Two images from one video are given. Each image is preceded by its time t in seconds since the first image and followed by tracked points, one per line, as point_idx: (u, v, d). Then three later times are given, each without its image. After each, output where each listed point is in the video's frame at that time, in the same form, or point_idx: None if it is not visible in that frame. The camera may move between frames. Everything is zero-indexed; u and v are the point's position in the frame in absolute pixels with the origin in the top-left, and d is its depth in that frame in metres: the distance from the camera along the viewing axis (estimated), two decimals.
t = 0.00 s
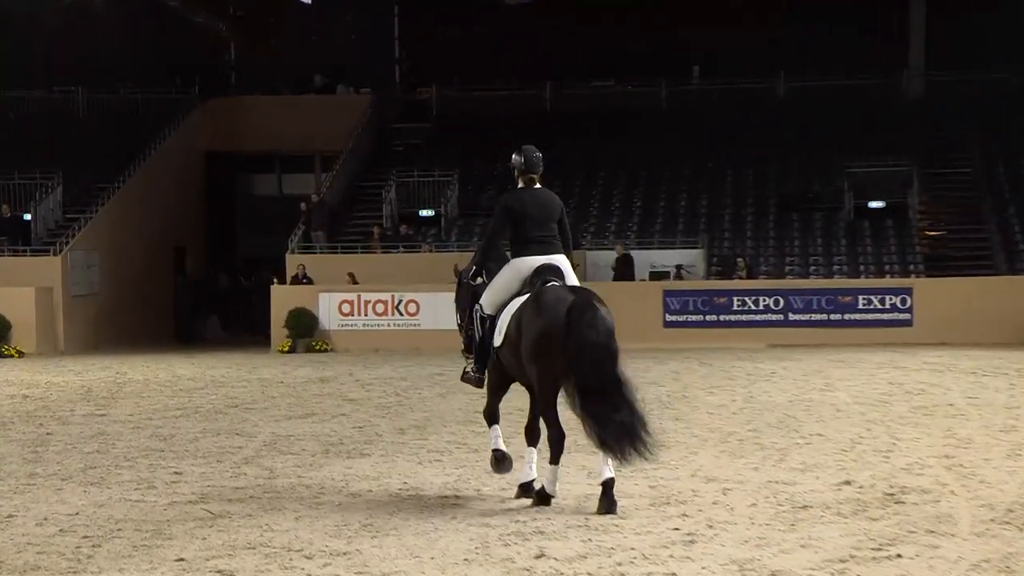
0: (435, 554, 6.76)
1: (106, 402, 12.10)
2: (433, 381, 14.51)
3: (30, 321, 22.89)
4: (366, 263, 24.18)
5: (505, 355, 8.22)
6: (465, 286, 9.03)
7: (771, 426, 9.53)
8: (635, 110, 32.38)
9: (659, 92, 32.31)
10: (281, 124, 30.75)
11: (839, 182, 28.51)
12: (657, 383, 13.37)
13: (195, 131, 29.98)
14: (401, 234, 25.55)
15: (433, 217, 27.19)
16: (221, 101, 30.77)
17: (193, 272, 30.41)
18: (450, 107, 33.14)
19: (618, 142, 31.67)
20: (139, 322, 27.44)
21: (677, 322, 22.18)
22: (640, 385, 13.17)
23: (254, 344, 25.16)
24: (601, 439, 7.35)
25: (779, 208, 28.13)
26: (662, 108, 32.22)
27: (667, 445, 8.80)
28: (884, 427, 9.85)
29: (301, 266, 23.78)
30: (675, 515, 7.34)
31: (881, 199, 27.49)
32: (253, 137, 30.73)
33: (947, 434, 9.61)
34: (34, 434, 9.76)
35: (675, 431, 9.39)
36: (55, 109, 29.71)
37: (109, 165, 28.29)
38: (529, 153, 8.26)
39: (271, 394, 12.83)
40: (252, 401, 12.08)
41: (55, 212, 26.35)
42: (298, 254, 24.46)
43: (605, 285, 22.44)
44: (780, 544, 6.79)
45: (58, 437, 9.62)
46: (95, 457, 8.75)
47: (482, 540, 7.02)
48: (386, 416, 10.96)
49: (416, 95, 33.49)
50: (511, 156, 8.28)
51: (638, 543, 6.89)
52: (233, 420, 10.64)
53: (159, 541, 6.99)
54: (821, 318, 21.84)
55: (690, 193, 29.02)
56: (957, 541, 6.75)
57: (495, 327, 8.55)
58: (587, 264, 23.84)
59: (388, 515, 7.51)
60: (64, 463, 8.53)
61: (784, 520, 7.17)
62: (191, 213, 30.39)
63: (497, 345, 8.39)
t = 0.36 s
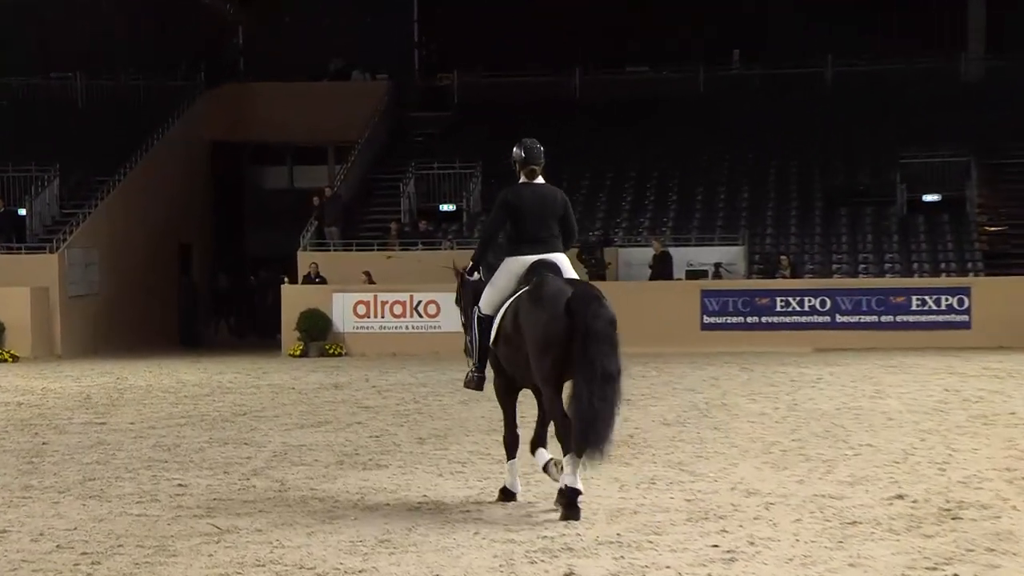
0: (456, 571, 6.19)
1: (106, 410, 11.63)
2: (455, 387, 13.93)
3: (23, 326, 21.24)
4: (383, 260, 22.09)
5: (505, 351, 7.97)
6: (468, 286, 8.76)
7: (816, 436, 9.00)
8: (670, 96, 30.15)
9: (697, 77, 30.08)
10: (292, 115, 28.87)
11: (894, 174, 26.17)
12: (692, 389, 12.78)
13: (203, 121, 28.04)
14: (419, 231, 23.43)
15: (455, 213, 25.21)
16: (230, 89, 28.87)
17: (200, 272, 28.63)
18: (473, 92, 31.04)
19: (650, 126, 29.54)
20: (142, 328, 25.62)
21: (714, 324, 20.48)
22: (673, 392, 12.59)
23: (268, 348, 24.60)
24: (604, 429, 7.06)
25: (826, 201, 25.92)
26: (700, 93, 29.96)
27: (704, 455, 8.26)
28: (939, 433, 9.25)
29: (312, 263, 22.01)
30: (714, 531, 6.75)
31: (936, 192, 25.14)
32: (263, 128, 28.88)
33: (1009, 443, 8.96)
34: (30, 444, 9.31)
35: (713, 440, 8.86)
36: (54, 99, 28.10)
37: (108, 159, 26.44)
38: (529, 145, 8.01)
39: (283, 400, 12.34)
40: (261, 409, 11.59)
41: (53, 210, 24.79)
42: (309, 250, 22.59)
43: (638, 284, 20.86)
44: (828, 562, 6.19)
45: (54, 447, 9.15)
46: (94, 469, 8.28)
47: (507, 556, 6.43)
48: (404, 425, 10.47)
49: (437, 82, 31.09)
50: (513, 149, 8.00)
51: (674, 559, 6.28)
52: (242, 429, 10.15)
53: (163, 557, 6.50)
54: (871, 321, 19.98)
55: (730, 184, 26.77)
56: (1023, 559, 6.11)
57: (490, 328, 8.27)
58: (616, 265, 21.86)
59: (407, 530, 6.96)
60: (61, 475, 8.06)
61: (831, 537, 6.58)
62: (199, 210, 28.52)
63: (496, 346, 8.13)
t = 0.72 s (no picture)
0: None
1: (106, 417, 11.23)
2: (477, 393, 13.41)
3: (20, 329, 20.21)
4: (396, 256, 21.24)
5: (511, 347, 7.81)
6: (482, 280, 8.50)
7: (864, 446, 8.51)
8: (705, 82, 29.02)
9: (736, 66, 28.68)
10: (297, 101, 27.25)
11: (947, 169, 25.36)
12: (728, 396, 12.25)
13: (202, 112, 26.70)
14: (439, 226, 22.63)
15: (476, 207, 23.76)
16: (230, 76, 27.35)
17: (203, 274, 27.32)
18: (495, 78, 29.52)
19: (682, 118, 28.25)
20: (141, 330, 24.52)
21: (755, 326, 19.06)
22: (708, 398, 12.07)
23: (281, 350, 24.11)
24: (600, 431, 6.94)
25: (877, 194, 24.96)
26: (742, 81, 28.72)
27: (742, 465, 7.78)
28: (993, 443, 8.71)
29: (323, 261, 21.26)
30: (754, 545, 6.23)
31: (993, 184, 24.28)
32: (266, 116, 27.25)
33: None
34: (24, 454, 8.90)
35: (753, 450, 8.37)
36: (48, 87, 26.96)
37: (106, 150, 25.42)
38: (541, 134, 7.74)
39: (294, 407, 11.89)
40: (271, 416, 11.16)
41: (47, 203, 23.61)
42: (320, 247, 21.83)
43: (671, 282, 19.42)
44: None
45: (48, 457, 8.75)
46: (92, 480, 7.85)
47: (530, 573, 5.93)
48: (423, 433, 10.02)
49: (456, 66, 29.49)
50: (523, 138, 7.75)
51: None
52: (250, 437, 9.72)
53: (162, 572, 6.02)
54: (924, 322, 18.58)
55: (771, 176, 25.77)
56: None
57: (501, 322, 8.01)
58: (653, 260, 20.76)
59: (427, 546, 6.43)
60: (57, 486, 7.64)
61: (882, 552, 6.04)
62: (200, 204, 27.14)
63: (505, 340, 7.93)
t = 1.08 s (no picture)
0: None
1: (99, 425, 10.80)
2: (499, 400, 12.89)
3: (9, 330, 19.48)
4: (409, 253, 20.77)
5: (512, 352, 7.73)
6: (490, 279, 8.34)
7: (914, 457, 8.03)
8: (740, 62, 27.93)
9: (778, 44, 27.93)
10: (304, 89, 26.75)
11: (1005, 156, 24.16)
12: (766, 403, 11.76)
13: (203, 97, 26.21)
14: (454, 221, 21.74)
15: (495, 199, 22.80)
16: (235, 59, 26.88)
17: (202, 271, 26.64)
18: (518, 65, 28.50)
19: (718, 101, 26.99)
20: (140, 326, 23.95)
21: (797, 328, 18.47)
22: (745, 405, 11.58)
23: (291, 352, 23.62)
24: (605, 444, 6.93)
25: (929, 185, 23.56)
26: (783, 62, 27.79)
27: (782, 478, 7.33)
28: None
29: (333, 257, 20.79)
30: (797, 563, 5.72)
31: None
32: (271, 104, 26.72)
33: None
34: (12, 465, 8.50)
35: (795, 461, 7.93)
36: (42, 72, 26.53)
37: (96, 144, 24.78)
38: (552, 134, 7.55)
39: (301, 414, 11.44)
40: (276, 424, 10.72)
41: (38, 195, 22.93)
42: (330, 242, 21.33)
43: (714, 281, 18.72)
44: None
45: (38, 468, 8.34)
46: (84, 493, 7.42)
47: None
48: (439, 442, 9.57)
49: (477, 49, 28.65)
50: (533, 136, 7.54)
51: None
52: (254, 447, 9.29)
53: None
54: (980, 323, 18.09)
55: (815, 164, 24.39)
56: None
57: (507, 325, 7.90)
58: (686, 256, 20.17)
59: (444, 563, 5.93)
60: (48, 500, 7.20)
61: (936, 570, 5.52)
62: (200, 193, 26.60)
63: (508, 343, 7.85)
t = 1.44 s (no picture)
0: None
1: (90, 433, 10.45)
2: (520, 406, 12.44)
3: None
4: (421, 250, 20.36)
5: (520, 357, 7.58)
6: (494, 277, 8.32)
7: (966, 468, 7.62)
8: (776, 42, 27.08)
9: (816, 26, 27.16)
10: (309, 71, 26.23)
11: None
12: (804, 411, 11.30)
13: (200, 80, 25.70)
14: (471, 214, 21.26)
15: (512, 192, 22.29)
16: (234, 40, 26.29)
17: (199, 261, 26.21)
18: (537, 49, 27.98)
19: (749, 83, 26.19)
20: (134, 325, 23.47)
21: (837, 328, 17.99)
22: (781, 413, 11.13)
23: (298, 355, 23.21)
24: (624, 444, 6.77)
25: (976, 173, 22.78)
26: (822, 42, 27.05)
27: (822, 490, 6.92)
28: None
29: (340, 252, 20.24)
30: None
31: None
32: (273, 87, 26.23)
33: None
34: None
35: (836, 473, 7.53)
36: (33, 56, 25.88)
37: (87, 130, 24.18)
38: (559, 123, 7.52)
39: (307, 422, 11.08)
40: (280, 432, 10.33)
41: (26, 186, 22.32)
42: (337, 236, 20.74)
43: (753, 280, 18.32)
44: None
45: (24, 480, 8.01)
46: (74, 506, 7.09)
47: None
48: (453, 451, 9.18)
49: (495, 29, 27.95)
50: (540, 126, 7.53)
51: None
52: (255, 457, 8.90)
53: None
54: None
55: (857, 152, 23.62)
56: None
57: (508, 324, 7.85)
58: (719, 252, 19.60)
59: None
60: (35, 513, 6.85)
61: None
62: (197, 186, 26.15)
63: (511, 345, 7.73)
